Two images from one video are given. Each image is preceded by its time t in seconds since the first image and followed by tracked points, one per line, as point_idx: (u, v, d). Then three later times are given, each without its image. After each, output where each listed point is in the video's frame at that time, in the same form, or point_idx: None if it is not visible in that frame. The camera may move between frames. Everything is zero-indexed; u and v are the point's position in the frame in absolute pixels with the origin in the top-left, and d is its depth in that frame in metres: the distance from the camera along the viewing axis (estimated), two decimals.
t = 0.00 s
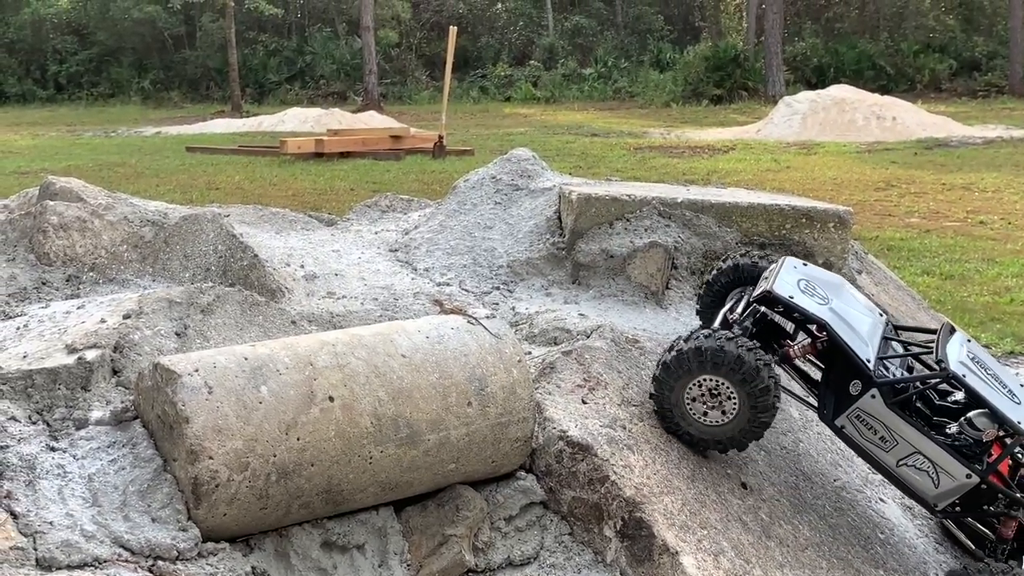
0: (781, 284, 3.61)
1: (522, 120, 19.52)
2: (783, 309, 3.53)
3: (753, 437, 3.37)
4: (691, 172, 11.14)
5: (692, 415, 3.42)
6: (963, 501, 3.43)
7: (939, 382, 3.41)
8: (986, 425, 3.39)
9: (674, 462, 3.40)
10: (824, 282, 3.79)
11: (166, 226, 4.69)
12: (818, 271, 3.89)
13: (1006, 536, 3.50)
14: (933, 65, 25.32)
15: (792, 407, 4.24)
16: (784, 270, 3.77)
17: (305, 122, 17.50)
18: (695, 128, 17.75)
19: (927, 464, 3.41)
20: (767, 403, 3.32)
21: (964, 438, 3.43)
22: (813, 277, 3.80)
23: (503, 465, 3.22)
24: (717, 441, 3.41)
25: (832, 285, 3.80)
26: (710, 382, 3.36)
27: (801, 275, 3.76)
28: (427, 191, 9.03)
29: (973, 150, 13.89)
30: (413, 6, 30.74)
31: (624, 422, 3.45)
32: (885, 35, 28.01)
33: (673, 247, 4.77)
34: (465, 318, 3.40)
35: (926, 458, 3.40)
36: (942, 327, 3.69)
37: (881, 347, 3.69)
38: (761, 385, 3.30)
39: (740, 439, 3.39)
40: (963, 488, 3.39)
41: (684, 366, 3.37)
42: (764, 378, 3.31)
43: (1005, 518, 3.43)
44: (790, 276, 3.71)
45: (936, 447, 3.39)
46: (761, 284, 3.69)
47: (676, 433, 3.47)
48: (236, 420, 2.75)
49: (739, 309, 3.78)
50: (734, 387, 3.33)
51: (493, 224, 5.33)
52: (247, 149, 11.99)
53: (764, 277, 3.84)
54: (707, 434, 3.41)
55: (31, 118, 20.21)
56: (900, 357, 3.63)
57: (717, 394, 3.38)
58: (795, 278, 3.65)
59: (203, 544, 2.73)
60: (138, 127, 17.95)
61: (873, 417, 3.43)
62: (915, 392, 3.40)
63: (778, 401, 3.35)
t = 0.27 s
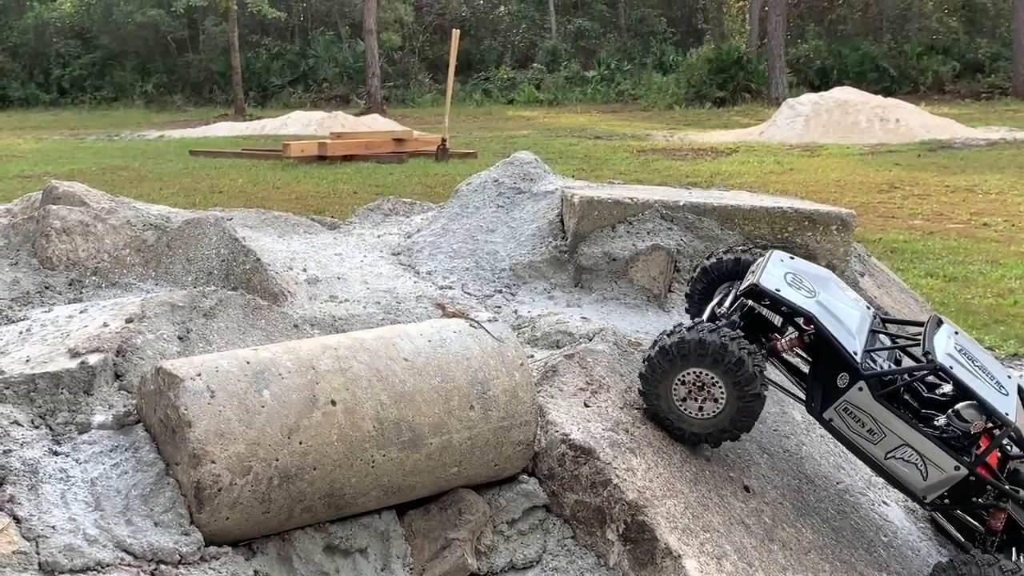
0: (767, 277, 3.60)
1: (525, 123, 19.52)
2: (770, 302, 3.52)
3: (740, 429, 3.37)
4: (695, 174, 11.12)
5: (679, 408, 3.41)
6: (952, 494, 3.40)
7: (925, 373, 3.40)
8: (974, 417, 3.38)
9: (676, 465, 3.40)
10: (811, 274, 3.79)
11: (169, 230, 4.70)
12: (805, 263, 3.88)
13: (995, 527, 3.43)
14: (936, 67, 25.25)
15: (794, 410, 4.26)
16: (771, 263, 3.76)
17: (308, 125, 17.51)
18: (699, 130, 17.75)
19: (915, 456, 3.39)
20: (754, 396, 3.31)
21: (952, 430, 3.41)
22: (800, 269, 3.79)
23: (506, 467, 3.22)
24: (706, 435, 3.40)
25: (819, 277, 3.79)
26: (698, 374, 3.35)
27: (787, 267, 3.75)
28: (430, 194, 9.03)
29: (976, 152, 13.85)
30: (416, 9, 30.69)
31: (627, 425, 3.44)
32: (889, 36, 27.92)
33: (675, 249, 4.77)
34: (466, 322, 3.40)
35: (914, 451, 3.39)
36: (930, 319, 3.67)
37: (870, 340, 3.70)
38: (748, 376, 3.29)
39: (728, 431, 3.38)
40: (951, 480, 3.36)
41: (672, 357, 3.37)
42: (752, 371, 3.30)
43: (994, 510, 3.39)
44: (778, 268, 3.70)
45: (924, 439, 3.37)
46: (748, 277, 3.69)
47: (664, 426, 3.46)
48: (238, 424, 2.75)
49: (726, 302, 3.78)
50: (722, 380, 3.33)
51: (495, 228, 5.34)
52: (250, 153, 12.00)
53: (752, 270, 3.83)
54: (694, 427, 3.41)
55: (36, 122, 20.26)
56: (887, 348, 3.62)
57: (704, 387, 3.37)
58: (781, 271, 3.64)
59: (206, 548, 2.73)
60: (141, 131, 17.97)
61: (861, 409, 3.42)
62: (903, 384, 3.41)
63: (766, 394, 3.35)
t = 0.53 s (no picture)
0: (755, 269, 3.62)
1: (529, 126, 19.53)
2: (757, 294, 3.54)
3: (727, 420, 3.38)
4: (698, 176, 11.12)
5: (667, 399, 3.42)
6: (941, 485, 3.39)
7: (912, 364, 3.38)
8: (961, 407, 3.35)
9: (679, 468, 3.40)
10: (797, 268, 3.81)
11: (173, 234, 4.70)
12: (792, 258, 3.90)
13: (984, 519, 3.43)
14: (940, 68, 25.08)
15: (796, 414, 4.26)
16: (758, 257, 3.78)
17: (312, 128, 17.55)
18: (702, 132, 17.76)
19: (903, 447, 3.39)
20: (741, 386, 3.33)
21: (940, 420, 3.39)
22: (787, 265, 3.81)
23: (509, 470, 3.22)
24: (693, 426, 3.41)
25: (805, 270, 3.81)
26: (684, 364, 3.38)
27: (775, 262, 3.78)
28: (433, 196, 9.05)
29: (981, 153, 13.83)
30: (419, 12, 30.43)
31: (630, 429, 3.44)
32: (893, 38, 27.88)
33: (679, 252, 4.73)
34: (469, 326, 3.40)
35: (903, 442, 3.38)
36: (917, 311, 3.66)
37: (857, 332, 3.73)
38: (734, 367, 3.31)
39: (715, 422, 3.39)
40: (939, 471, 3.34)
41: (659, 348, 3.39)
42: (738, 361, 3.32)
43: (983, 501, 3.37)
44: (765, 262, 3.73)
45: (911, 430, 3.36)
46: (736, 271, 3.71)
47: (652, 418, 3.46)
48: (242, 429, 2.75)
49: (713, 297, 3.80)
50: (708, 369, 3.35)
51: (498, 231, 5.36)
52: (254, 156, 12.02)
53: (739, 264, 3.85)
54: (681, 417, 3.41)
55: (41, 125, 20.31)
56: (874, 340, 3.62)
57: (691, 377, 3.39)
58: (768, 264, 3.66)
59: (210, 552, 2.73)
60: (146, 135, 18.00)
61: (848, 399, 3.42)
62: (891, 374, 3.41)
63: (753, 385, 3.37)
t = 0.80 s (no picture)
0: (739, 261, 3.64)
1: (533, 127, 19.53)
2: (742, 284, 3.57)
3: (717, 410, 3.40)
4: (701, 177, 11.12)
5: (655, 389, 3.44)
6: (928, 473, 3.36)
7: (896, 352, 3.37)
8: (946, 393, 3.32)
9: (684, 470, 3.40)
10: (781, 259, 3.81)
11: (178, 237, 4.71)
12: (776, 251, 3.93)
13: (973, 507, 3.37)
14: (944, 69, 25.05)
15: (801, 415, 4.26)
16: (742, 250, 3.81)
17: (315, 131, 17.56)
18: (706, 133, 17.76)
19: (891, 435, 3.38)
20: (730, 375, 3.35)
21: (925, 408, 3.37)
22: (771, 257, 3.83)
23: (513, 473, 3.22)
24: (683, 415, 3.42)
25: (788, 260, 3.82)
26: (671, 354, 3.40)
27: (758, 254, 3.80)
28: (436, 198, 9.05)
29: (985, 154, 13.82)
30: (422, 14, 30.67)
31: (634, 431, 3.44)
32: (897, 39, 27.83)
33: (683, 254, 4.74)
34: (473, 328, 3.41)
35: (890, 430, 3.38)
36: (901, 300, 3.63)
37: (841, 323, 3.76)
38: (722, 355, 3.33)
39: (704, 411, 3.40)
40: (926, 459, 3.32)
41: (647, 339, 3.41)
42: (725, 349, 3.34)
43: (971, 488, 3.32)
44: (748, 254, 3.75)
45: (897, 418, 3.36)
46: (720, 264, 3.73)
47: (641, 410, 3.48)
48: (247, 431, 2.75)
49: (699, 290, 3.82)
50: (696, 358, 3.37)
51: (502, 234, 5.38)
52: (257, 158, 12.03)
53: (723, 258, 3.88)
54: (670, 408, 3.43)
55: (45, 128, 20.33)
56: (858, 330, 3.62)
57: (679, 367, 3.41)
58: (751, 256, 3.68)
59: (215, 555, 2.73)
60: (150, 137, 18.03)
61: (834, 388, 3.44)
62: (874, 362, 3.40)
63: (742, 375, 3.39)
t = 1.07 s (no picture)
0: (720, 251, 3.65)
1: (536, 129, 19.53)
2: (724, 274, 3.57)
3: (706, 395, 3.40)
4: (704, 179, 11.11)
5: (643, 377, 3.44)
6: (914, 459, 3.41)
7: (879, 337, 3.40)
8: (929, 378, 3.36)
9: (689, 471, 3.40)
10: (762, 249, 3.83)
11: (182, 239, 4.72)
12: (757, 242, 3.93)
13: (960, 492, 3.42)
14: (948, 71, 25.05)
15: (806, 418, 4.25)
16: (723, 241, 3.81)
17: (319, 133, 17.57)
18: (710, 135, 17.75)
19: (876, 421, 3.42)
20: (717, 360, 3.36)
21: (910, 393, 3.41)
22: (752, 247, 3.83)
23: (518, 474, 3.22)
24: (672, 402, 3.42)
25: (770, 251, 3.83)
26: (658, 341, 3.40)
27: (739, 244, 3.80)
28: (440, 200, 9.04)
29: (989, 155, 13.80)
30: (426, 15, 30.71)
31: (638, 432, 3.44)
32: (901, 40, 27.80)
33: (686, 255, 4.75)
34: (476, 329, 3.41)
35: (875, 416, 3.41)
36: (881, 287, 3.65)
37: (823, 312, 3.75)
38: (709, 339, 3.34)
39: (693, 397, 3.41)
40: (912, 443, 3.37)
41: (633, 327, 3.42)
42: (712, 334, 3.35)
43: (957, 474, 3.38)
44: (729, 244, 3.75)
45: (881, 403, 3.40)
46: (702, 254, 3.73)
47: (629, 399, 3.48)
48: (252, 433, 2.75)
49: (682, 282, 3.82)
50: (683, 344, 3.38)
51: (506, 235, 5.38)
52: (261, 160, 12.04)
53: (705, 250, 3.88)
54: (659, 395, 3.43)
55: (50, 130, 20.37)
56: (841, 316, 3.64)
57: (666, 353, 3.42)
58: (732, 246, 3.68)
59: (219, 557, 2.73)
60: (154, 139, 18.04)
61: (817, 375, 3.46)
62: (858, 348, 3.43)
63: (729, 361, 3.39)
